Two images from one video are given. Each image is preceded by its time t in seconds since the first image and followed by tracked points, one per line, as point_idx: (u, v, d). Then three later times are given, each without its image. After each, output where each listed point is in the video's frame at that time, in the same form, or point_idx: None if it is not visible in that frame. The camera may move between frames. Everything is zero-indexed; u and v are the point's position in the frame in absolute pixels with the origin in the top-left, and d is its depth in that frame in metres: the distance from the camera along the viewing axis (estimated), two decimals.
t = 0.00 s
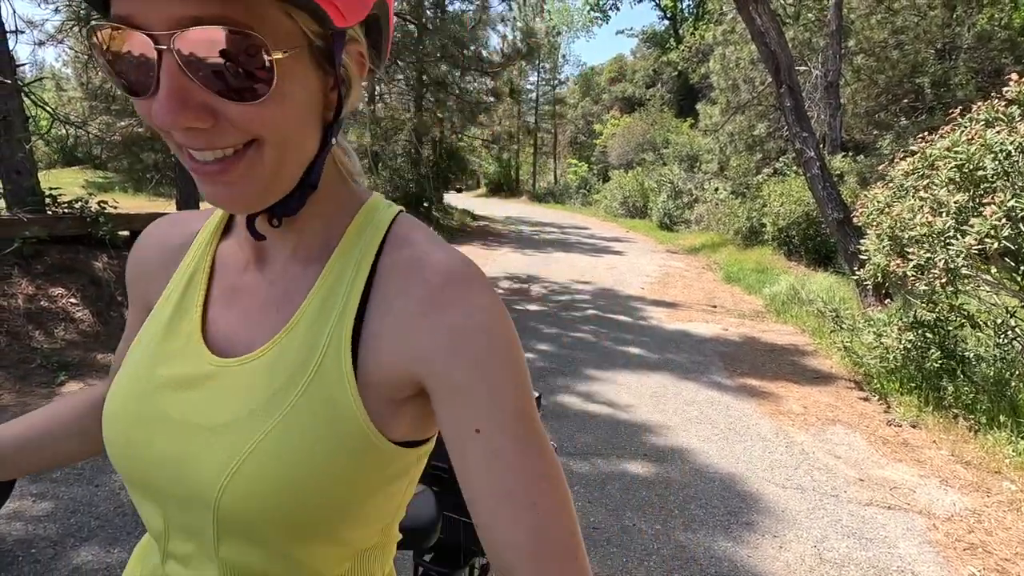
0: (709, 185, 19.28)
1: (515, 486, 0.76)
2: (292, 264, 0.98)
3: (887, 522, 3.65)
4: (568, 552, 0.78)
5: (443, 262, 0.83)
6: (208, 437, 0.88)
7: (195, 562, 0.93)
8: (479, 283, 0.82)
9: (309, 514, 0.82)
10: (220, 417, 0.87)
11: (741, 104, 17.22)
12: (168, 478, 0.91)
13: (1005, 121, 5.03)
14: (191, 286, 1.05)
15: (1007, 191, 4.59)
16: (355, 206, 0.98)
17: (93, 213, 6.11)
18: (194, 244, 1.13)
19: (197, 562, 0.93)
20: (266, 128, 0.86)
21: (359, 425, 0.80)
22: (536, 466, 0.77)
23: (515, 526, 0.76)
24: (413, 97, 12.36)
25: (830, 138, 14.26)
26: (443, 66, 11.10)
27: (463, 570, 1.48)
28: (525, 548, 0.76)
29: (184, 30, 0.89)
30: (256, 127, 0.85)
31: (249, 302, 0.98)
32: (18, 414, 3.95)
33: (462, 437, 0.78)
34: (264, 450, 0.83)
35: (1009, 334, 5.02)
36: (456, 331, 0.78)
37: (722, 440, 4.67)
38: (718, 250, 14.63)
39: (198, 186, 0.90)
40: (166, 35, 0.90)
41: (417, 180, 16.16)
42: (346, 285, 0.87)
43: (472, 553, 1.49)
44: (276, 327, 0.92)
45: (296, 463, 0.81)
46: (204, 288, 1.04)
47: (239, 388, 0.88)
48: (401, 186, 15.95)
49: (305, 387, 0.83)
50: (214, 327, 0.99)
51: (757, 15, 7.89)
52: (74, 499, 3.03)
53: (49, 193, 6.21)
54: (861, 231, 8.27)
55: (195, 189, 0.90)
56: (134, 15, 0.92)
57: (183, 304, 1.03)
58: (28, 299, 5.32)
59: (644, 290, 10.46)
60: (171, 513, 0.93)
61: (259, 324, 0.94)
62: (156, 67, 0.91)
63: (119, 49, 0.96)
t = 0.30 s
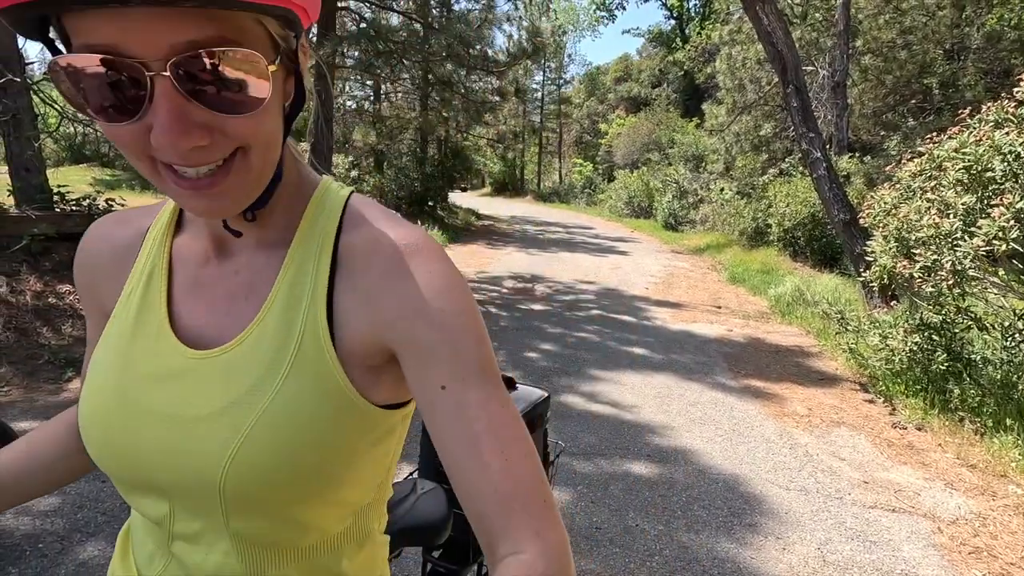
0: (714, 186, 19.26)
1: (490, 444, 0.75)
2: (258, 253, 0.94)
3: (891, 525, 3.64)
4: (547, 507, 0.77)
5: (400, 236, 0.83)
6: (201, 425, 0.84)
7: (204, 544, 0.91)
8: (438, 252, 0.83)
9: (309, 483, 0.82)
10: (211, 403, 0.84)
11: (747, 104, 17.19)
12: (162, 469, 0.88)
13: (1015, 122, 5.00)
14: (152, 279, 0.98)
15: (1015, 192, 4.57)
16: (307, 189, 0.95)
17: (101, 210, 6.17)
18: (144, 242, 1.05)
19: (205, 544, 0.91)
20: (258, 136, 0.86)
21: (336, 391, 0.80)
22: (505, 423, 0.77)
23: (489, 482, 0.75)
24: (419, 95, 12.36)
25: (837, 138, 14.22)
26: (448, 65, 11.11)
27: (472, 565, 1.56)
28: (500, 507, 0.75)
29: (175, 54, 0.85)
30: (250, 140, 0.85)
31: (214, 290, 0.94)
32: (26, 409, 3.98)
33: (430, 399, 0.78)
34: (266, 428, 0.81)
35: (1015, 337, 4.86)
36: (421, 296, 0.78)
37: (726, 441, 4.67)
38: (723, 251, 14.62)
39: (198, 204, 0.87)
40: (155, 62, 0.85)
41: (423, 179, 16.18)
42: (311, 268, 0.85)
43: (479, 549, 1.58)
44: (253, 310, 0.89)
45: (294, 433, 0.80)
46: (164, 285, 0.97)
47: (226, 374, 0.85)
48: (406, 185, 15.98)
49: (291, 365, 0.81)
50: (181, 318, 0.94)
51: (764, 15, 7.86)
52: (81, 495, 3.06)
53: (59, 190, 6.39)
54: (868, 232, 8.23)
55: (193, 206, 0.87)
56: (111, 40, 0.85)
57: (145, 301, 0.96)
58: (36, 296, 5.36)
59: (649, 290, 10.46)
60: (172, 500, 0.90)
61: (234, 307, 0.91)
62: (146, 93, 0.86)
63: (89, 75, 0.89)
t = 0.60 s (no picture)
0: (721, 186, 19.22)
1: (520, 450, 0.77)
2: (290, 263, 0.95)
3: (895, 527, 3.65)
4: (578, 511, 0.78)
5: (424, 249, 0.85)
6: (234, 429, 0.87)
7: (238, 537, 0.94)
8: (460, 263, 0.84)
9: (340, 483, 0.85)
10: (243, 409, 0.87)
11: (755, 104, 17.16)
12: (198, 468, 0.91)
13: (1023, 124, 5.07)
14: (184, 285, 1.01)
15: None
16: (337, 200, 0.96)
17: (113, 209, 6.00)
18: (177, 250, 1.07)
19: (240, 537, 0.94)
20: (303, 161, 0.89)
21: (363, 400, 0.82)
22: (535, 429, 0.78)
23: (520, 488, 0.76)
24: (426, 95, 12.40)
25: (845, 139, 14.18)
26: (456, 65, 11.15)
27: (480, 559, 1.61)
28: (531, 511, 0.75)
29: (228, 90, 0.86)
30: (292, 165, 0.88)
31: (245, 297, 0.96)
32: (41, 404, 4.04)
33: (459, 408, 0.79)
34: (298, 435, 0.83)
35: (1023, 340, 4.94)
36: (445, 310, 0.79)
37: (731, 442, 4.68)
38: (729, 251, 14.60)
39: (245, 227, 0.89)
40: (211, 98, 0.86)
41: (429, 178, 16.21)
42: (339, 284, 0.87)
43: (487, 543, 1.62)
44: (281, 319, 0.91)
45: (327, 437, 0.83)
46: (195, 292, 0.99)
47: (257, 381, 0.87)
48: (413, 184, 16.02)
49: (320, 374, 0.84)
50: (212, 324, 0.97)
51: (772, 15, 7.85)
52: (95, 489, 3.10)
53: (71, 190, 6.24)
54: (876, 233, 8.20)
55: (239, 229, 0.89)
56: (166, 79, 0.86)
57: (178, 308, 0.99)
58: (49, 293, 5.42)
59: (655, 291, 10.47)
60: (207, 497, 0.93)
61: (263, 315, 0.93)
62: (199, 128, 0.88)
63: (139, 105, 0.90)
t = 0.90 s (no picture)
0: (728, 186, 19.20)
1: (541, 429, 0.80)
2: (314, 254, 0.98)
3: (899, 525, 3.67)
4: (598, 485, 0.81)
5: (444, 241, 0.88)
6: (263, 412, 0.91)
7: (265, 511, 0.98)
8: (479, 255, 0.88)
9: (364, 459, 0.89)
10: (271, 392, 0.90)
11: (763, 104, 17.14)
12: (227, 447, 0.95)
13: None
14: (209, 272, 1.04)
15: None
16: (359, 188, 1.00)
17: (126, 206, 6.21)
18: (200, 236, 1.10)
19: (267, 511, 0.98)
20: (338, 165, 0.93)
21: (386, 384, 0.86)
22: (554, 408, 0.81)
23: (542, 463, 0.79)
24: (434, 94, 12.45)
25: (853, 139, 14.16)
26: (464, 64, 11.20)
27: (488, 542, 1.65)
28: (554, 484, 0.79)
29: (282, 100, 0.89)
30: (332, 171, 0.92)
31: (269, 287, 1.00)
32: (57, 395, 4.11)
33: (483, 390, 0.83)
34: (325, 417, 0.87)
35: None
36: (466, 298, 0.83)
37: (736, 439, 4.71)
38: (736, 252, 14.59)
39: (289, 228, 0.92)
40: (264, 106, 0.89)
41: (437, 177, 16.27)
42: (362, 275, 0.90)
43: (496, 528, 1.66)
44: (306, 307, 0.95)
45: (353, 418, 0.87)
46: (220, 280, 1.03)
47: (284, 365, 0.91)
48: (420, 183, 16.06)
49: (345, 359, 0.87)
50: (238, 310, 1.00)
51: (781, 14, 7.86)
52: (110, 477, 3.15)
53: (84, 186, 6.35)
54: (883, 234, 8.18)
55: (282, 230, 0.92)
56: (224, 91, 0.89)
57: (202, 295, 1.02)
58: (64, 288, 5.49)
59: (661, 290, 10.48)
60: (235, 473, 0.97)
61: (289, 302, 0.97)
62: (251, 135, 0.90)
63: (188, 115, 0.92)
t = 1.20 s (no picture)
0: (736, 186, 19.16)
1: (558, 414, 0.82)
2: (333, 244, 1.01)
3: (904, 523, 3.67)
4: (616, 468, 0.83)
5: (461, 235, 0.91)
6: (281, 397, 0.93)
7: (282, 492, 1.01)
8: (495, 249, 0.91)
9: (380, 441, 0.92)
10: (289, 378, 0.93)
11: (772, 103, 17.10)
12: (245, 429, 0.98)
13: None
14: (227, 260, 1.07)
15: None
16: (379, 181, 1.03)
17: (137, 202, 6.28)
18: (218, 223, 1.13)
19: (283, 491, 1.01)
20: (365, 166, 0.96)
21: (403, 371, 0.89)
22: (571, 394, 0.83)
23: (559, 447, 0.81)
24: (443, 93, 12.49)
25: (863, 139, 14.12)
26: (472, 63, 11.22)
27: (494, 528, 1.68)
28: (570, 469, 0.81)
29: (320, 108, 0.91)
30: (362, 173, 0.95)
31: (288, 276, 1.03)
32: (71, 388, 4.17)
33: (501, 378, 0.86)
34: (344, 401, 0.90)
35: None
36: (484, 291, 0.86)
37: (741, 437, 4.73)
38: (743, 252, 14.56)
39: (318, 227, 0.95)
40: (302, 113, 0.91)
41: (444, 175, 16.31)
42: (380, 267, 0.93)
43: (501, 514, 1.70)
44: (325, 297, 0.98)
45: (371, 402, 0.90)
46: (239, 268, 1.06)
47: (302, 352, 0.93)
48: (428, 182, 16.11)
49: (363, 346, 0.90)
50: (257, 299, 1.03)
51: (791, 14, 7.86)
52: (123, 467, 3.20)
53: (97, 183, 6.43)
54: (892, 234, 8.16)
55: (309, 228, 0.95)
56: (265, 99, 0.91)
57: (221, 283, 1.05)
58: (77, 282, 5.56)
59: (668, 290, 10.49)
60: (252, 454, 1.01)
61: (307, 292, 1.00)
62: (288, 141, 0.92)
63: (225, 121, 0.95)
